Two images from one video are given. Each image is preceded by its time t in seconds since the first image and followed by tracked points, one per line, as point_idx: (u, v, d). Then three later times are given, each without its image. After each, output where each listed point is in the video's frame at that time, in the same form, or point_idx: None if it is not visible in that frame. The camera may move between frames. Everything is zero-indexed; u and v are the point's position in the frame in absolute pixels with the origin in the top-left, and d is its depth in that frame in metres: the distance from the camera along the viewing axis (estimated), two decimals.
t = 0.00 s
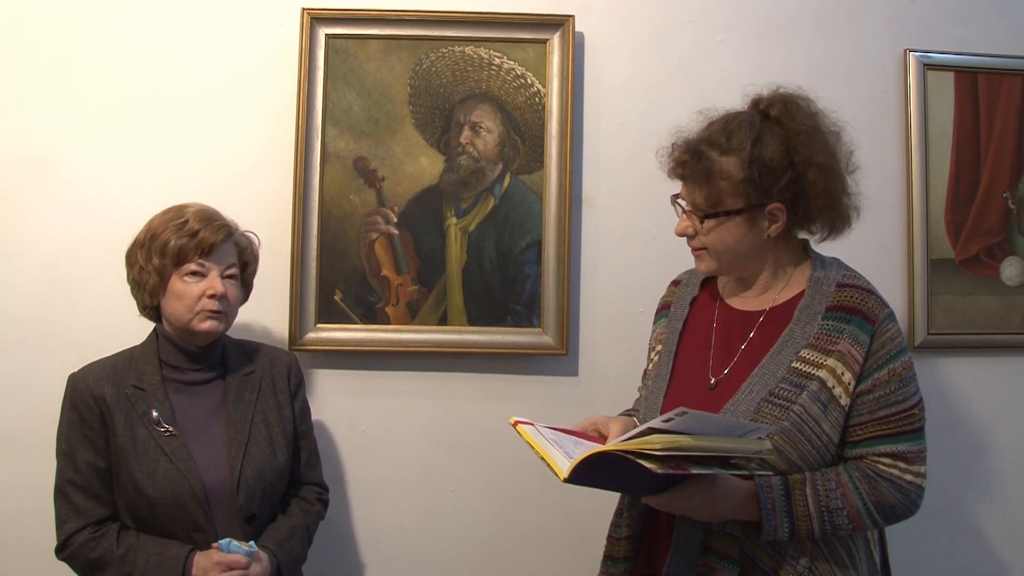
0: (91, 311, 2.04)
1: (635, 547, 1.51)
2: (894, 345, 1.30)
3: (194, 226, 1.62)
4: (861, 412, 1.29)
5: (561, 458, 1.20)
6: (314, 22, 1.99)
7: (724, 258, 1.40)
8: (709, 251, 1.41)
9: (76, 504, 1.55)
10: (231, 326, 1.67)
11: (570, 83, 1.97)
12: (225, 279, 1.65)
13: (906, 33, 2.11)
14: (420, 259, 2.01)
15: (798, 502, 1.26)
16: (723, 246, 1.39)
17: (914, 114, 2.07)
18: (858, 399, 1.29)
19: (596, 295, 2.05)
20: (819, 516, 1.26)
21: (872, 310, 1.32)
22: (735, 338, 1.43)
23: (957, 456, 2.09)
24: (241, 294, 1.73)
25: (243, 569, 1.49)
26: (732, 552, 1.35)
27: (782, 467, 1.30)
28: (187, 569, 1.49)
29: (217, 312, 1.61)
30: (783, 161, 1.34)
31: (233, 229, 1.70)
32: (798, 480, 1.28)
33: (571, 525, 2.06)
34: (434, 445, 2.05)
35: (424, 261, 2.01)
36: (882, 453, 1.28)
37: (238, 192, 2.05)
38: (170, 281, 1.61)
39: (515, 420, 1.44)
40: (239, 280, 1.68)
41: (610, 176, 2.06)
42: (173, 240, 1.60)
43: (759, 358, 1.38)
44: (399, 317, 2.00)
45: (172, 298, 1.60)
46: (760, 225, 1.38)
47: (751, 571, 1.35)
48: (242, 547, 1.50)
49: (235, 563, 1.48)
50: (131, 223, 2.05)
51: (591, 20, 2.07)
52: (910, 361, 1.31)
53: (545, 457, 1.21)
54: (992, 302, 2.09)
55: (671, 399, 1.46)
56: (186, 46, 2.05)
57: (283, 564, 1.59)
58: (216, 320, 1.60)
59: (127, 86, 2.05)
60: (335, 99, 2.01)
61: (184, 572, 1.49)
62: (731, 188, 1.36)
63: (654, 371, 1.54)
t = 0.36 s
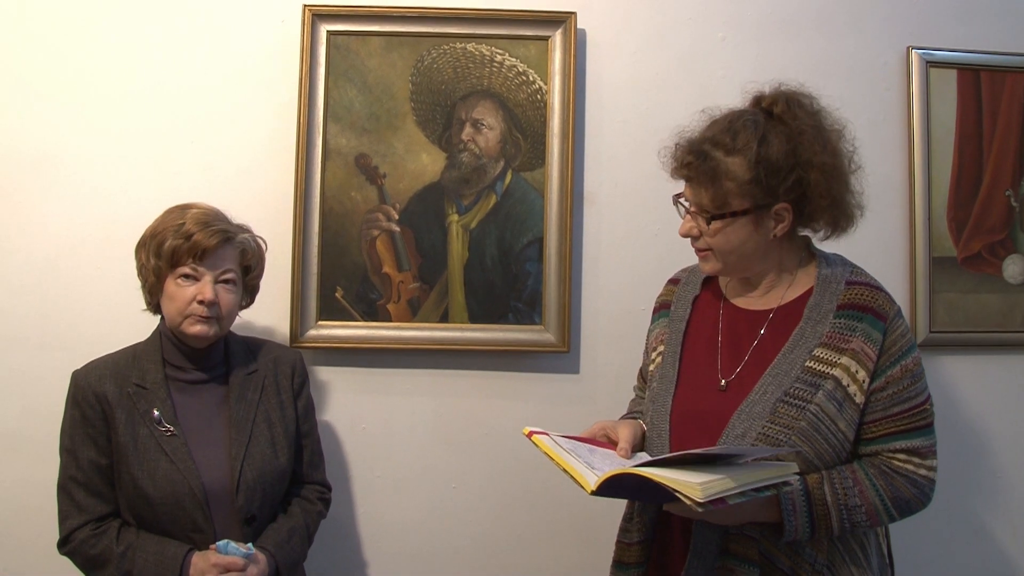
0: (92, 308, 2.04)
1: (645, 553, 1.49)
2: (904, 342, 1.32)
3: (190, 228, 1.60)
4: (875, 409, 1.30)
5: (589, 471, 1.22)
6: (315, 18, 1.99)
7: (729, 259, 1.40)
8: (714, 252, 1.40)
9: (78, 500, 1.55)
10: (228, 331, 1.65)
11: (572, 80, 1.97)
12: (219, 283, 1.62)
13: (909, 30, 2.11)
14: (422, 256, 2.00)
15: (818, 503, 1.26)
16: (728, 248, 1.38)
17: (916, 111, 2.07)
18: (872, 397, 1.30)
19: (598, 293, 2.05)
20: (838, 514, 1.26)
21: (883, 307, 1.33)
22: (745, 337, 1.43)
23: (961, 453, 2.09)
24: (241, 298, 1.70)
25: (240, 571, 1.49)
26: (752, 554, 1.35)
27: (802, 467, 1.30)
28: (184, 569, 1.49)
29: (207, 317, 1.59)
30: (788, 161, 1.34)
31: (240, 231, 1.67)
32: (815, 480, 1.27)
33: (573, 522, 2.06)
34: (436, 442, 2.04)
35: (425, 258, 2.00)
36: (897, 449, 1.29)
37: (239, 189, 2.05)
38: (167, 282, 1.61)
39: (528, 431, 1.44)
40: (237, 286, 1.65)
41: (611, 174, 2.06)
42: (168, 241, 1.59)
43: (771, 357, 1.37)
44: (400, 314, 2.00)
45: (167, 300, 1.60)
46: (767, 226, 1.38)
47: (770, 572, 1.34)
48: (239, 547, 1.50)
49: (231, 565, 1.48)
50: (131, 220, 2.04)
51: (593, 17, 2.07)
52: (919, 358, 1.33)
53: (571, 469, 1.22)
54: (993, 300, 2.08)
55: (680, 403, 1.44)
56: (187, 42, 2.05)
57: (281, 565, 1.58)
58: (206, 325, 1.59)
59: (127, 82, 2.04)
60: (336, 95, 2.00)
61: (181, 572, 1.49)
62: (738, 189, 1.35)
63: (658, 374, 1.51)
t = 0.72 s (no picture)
0: (92, 303, 2.03)
1: (652, 550, 1.49)
2: (910, 335, 1.33)
3: (178, 217, 1.61)
4: (884, 401, 1.31)
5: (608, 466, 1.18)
6: (314, 14, 1.99)
7: (735, 230, 1.40)
8: (722, 220, 1.40)
9: (78, 492, 1.55)
10: (230, 319, 1.65)
11: (571, 76, 1.97)
12: (215, 268, 1.62)
13: (909, 26, 2.10)
14: (421, 252, 2.00)
15: (828, 493, 1.26)
16: (738, 217, 1.39)
17: (916, 107, 2.06)
18: (881, 389, 1.31)
19: (598, 289, 2.04)
20: (849, 505, 1.26)
21: (890, 300, 1.34)
22: (751, 331, 1.42)
23: (964, 448, 2.09)
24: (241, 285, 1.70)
25: None
26: (762, 549, 1.33)
27: (810, 459, 1.30)
28: (179, 567, 1.48)
29: (206, 302, 1.59)
30: (815, 150, 1.38)
31: (226, 218, 1.69)
32: (826, 471, 1.28)
33: (574, 519, 2.05)
34: (436, 438, 2.04)
35: (424, 254, 2.00)
36: (904, 441, 1.30)
37: (238, 185, 2.04)
38: (163, 275, 1.62)
39: (538, 423, 1.41)
40: (233, 269, 1.65)
41: (611, 170, 2.05)
42: (160, 233, 1.60)
43: (779, 351, 1.37)
44: (400, 310, 1.99)
45: (165, 292, 1.60)
46: (779, 208, 1.39)
47: (779, 566, 1.35)
48: (239, 556, 1.48)
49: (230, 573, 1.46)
50: (130, 216, 2.04)
51: (592, 13, 2.07)
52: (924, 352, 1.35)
53: (589, 463, 1.18)
54: (994, 295, 2.08)
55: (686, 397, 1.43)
56: (186, 38, 2.04)
57: (282, 566, 1.57)
58: (205, 311, 1.58)
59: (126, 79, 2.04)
60: (335, 92, 2.00)
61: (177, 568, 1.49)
62: (762, 162, 1.37)
63: (659, 370, 1.50)
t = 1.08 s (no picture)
0: (93, 300, 2.03)
1: (645, 543, 1.49)
2: (912, 334, 1.32)
3: (140, 219, 1.62)
4: (882, 400, 1.30)
5: (594, 449, 1.20)
6: (315, 11, 1.98)
7: (742, 222, 1.40)
8: (729, 212, 1.41)
9: (85, 487, 1.55)
10: (223, 304, 1.63)
11: (573, 72, 1.96)
12: (191, 258, 1.61)
13: (911, 23, 2.10)
14: (422, 249, 2.00)
15: (821, 491, 1.26)
16: (745, 208, 1.39)
17: (919, 104, 2.06)
18: (880, 388, 1.30)
19: (599, 286, 2.04)
20: (842, 505, 1.26)
21: (892, 300, 1.33)
22: (751, 326, 1.42)
23: (965, 444, 2.08)
24: (229, 267, 1.67)
25: (240, 556, 1.48)
26: (753, 543, 1.34)
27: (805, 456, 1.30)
28: (185, 556, 1.49)
29: (190, 293, 1.58)
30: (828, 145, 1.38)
31: (193, 211, 1.68)
32: (820, 468, 1.27)
33: (575, 516, 2.05)
34: (436, 435, 2.04)
35: (425, 251, 2.00)
36: (902, 441, 1.29)
37: (239, 182, 2.04)
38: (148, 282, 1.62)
39: (531, 407, 1.42)
40: (212, 256, 1.63)
41: (612, 167, 2.05)
42: (130, 243, 1.61)
43: (778, 347, 1.37)
44: (401, 307, 1.99)
45: (154, 296, 1.61)
46: (786, 201, 1.40)
47: (771, 562, 1.34)
48: (239, 533, 1.49)
49: (231, 550, 1.47)
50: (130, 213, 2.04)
51: (593, 9, 2.06)
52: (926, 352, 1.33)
53: (575, 445, 1.21)
54: (995, 293, 2.08)
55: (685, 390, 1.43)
56: (187, 35, 2.04)
57: (284, 554, 1.56)
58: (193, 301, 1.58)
59: (127, 75, 2.04)
60: (336, 88, 2.00)
61: (182, 558, 1.49)
62: (772, 154, 1.38)
63: (661, 362, 1.50)
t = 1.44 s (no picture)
0: (96, 297, 2.03)
1: (643, 537, 1.49)
2: (910, 334, 1.31)
3: (134, 222, 1.58)
4: (878, 400, 1.29)
5: (580, 442, 1.21)
6: (319, 7, 1.98)
7: (742, 223, 1.40)
8: (728, 213, 1.41)
9: (87, 488, 1.55)
10: (219, 307, 1.62)
11: (577, 69, 1.96)
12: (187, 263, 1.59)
13: (915, 20, 2.09)
14: (425, 246, 2.00)
15: (815, 490, 1.26)
16: (745, 210, 1.39)
17: (923, 102, 2.06)
18: (876, 387, 1.29)
19: (602, 283, 2.04)
20: (836, 504, 1.25)
21: (890, 298, 1.32)
22: (749, 324, 1.42)
23: (966, 442, 2.08)
24: (226, 269, 1.66)
25: (245, 556, 1.48)
26: (746, 540, 1.34)
27: (799, 454, 1.30)
28: (189, 556, 1.49)
29: (186, 298, 1.57)
30: (824, 141, 1.37)
31: (189, 211, 1.65)
32: (814, 467, 1.27)
33: (577, 513, 2.05)
34: (439, 432, 2.04)
35: (428, 247, 1.99)
36: (898, 441, 1.28)
37: (242, 178, 2.04)
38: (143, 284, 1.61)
39: (527, 402, 1.43)
40: (208, 260, 1.61)
41: (615, 163, 2.05)
42: (125, 245, 1.59)
43: (774, 345, 1.37)
44: (404, 304, 1.99)
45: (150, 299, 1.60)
46: (786, 201, 1.39)
47: (764, 561, 1.34)
48: (244, 534, 1.46)
49: (235, 552, 1.47)
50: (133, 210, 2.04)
51: (597, 6, 2.06)
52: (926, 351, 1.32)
53: (564, 439, 1.21)
54: (999, 291, 2.07)
55: (684, 387, 1.43)
56: (190, 31, 2.04)
57: (288, 552, 1.56)
58: (188, 307, 1.57)
59: (131, 71, 2.03)
60: (340, 84, 1.99)
61: (186, 559, 1.49)
62: (769, 155, 1.37)
63: (663, 358, 1.51)
